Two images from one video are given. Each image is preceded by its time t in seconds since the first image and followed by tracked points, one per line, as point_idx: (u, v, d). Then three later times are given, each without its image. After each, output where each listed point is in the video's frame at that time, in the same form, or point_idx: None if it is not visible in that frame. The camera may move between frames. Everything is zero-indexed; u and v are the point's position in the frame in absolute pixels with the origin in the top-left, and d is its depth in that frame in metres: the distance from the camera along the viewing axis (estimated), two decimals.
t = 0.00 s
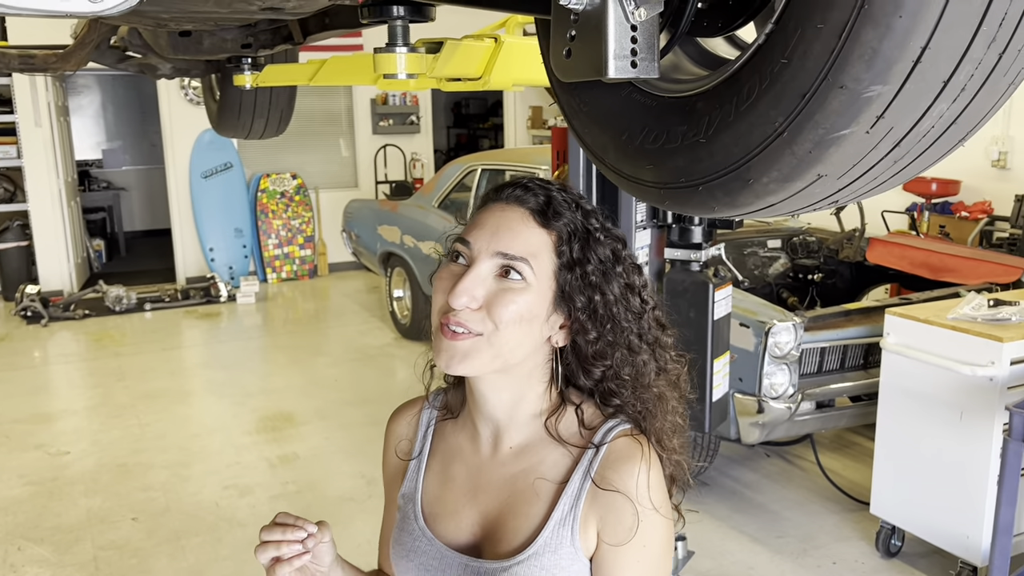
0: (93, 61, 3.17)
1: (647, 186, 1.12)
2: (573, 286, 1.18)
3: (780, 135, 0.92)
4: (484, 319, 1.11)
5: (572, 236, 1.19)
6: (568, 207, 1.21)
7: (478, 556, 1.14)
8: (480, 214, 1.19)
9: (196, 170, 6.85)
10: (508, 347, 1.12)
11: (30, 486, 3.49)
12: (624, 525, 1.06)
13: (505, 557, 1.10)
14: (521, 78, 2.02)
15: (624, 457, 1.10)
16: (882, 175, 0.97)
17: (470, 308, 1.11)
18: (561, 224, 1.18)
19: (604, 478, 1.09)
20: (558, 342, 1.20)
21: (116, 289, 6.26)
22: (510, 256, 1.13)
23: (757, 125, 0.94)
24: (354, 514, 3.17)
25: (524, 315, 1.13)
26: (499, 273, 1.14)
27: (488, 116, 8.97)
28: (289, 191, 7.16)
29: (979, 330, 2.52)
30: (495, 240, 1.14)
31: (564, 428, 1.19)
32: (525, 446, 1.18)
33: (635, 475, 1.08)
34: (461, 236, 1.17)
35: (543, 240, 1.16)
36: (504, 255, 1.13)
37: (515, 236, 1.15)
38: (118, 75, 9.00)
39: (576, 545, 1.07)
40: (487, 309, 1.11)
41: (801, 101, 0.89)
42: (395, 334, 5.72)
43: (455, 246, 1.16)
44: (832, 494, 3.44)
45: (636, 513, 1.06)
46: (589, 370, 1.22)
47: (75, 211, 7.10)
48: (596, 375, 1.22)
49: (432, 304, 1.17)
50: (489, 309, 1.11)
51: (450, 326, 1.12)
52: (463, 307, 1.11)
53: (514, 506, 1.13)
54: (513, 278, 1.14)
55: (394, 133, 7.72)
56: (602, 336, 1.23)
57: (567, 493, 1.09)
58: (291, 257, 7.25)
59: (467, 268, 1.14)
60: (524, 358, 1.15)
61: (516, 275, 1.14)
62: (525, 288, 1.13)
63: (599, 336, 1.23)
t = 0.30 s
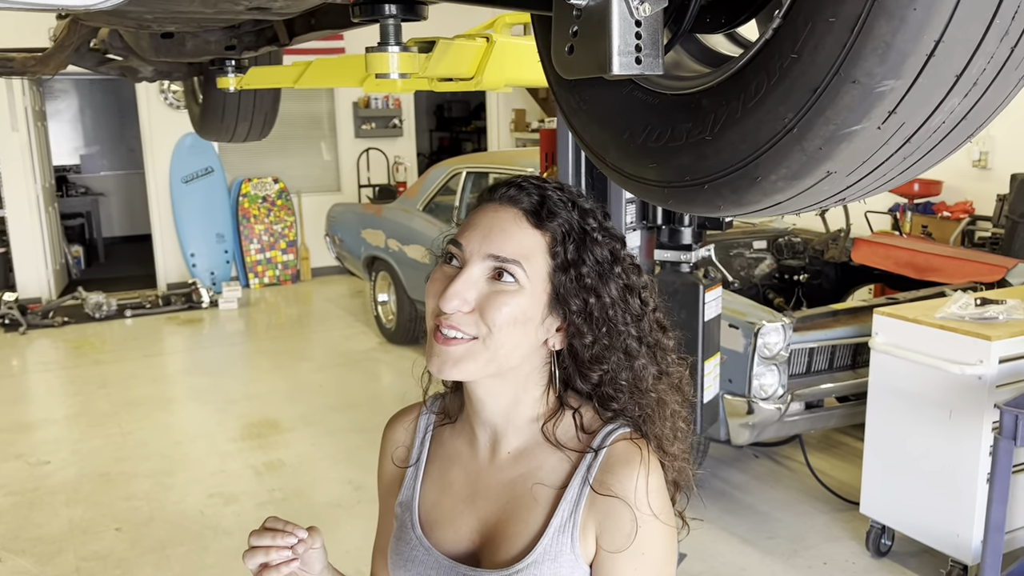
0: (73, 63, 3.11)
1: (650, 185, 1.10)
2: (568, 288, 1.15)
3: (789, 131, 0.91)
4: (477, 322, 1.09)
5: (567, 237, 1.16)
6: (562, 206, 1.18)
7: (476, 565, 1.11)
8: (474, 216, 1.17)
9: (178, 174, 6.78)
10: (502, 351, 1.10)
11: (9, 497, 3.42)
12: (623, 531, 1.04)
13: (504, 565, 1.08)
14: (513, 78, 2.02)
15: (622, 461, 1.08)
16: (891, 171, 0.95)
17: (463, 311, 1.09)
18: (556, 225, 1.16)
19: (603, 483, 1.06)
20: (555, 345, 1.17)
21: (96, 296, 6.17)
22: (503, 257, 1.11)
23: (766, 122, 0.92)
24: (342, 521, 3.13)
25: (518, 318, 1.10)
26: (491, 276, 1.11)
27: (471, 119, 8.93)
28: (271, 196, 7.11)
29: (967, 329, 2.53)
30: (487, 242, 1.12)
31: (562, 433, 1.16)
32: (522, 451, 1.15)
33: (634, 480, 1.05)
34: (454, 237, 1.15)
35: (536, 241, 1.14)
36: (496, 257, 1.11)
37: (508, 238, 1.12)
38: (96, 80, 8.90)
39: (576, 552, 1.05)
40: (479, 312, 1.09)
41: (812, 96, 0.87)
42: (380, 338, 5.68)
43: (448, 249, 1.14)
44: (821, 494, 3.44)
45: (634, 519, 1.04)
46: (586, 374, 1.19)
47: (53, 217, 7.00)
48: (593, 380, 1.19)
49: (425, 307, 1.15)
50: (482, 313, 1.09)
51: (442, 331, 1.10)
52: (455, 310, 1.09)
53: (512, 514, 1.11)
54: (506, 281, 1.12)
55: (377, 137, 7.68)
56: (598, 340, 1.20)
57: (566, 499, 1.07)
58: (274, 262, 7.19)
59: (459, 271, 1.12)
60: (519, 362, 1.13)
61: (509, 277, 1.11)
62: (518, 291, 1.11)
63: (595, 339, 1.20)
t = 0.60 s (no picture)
0: (51, 64, 3.06)
1: (655, 179, 1.08)
2: (577, 285, 1.13)
3: (802, 122, 0.89)
4: (489, 322, 1.07)
5: (576, 233, 1.14)
6: (569, 201, 1.16)
7: (480, 568, 1.09)
8: (479, 210, 1.15)
9: (155, 178, 6.70)
10: (514, 351, 1.08)
11: None
12: (631, 530, 1.02)
13: (509, 568, 1.06)
14: (505, 75, 2.04)
15: (630, 459, 1.06)
16: (902, 162, 0.94)
17: (474, 311, 1.07)
18: (566, 221, 1.14)
19: (610, 481, 1.05)
20: (562, 343, 1.15)
21: (73, 301, 6.08)
22: (513, 255, 1.09)
23: (777, 113, 0.91)
24: (329, 526, 3.09)
25: (530, 317, 1.09)
26: (502, 274, 1.09)
27: (451, 121, 8.90)
28: (250, 199, 7.04)
29: (954, 326, 2.54)
30: (498, 239, 1.10)
31: (569, 430, 1.14)
32: (528, 451, 1.13)
33: (642, 479, 1.04)
34: (460, 234, 1.13)
35: (547, 237, 1.12)
36: (508, 255, 1.09)
37: (519, 235, 1.10)
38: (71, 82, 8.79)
39: (584, 554, 1.03)
40: (491, 311, 1.07)
41: (826, 85, 0.86)
42: (363, 342, 5.64)
43: (456, 246, 1.11)
44: (809, 492, 3.44)
45: (643, 518, 1.02)
46: (592, 372, 1.17)
47: (29, 222, 6.89)
48: (599, 377, 1.18)
49: (430, 306, 1.12)
50: (494, 312, 1.07)
51: (452, 331, 1.08)
52: (467, 310, 1.07)
53: (517, 515, 1.09)
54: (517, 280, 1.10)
55: (357, 139, 7.64)
56: (606, 338, 1.18)
57: (573, 500, 1.05)
58: (254, 266, 7.12)
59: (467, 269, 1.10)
60: (528, 363, 1.11)
61: (521, 276, 1.10)
62: (529, 289, 1.09)
63: (602, 337, 1.18)
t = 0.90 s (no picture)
0: (26, 61, 3.01)
1: (652, 169, 1.07)
2: (605, 276, 1.16)
3: (802, 109, 0.89)
4: (527, 321, 1.06)
5: (600, 226, 1.15)
6: (591, 195, 1.15)
7: (481, 564, 1.08)
8: (501, 203, 1.11)
9: (130, 179, 6.60)
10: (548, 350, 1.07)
11: None
12: (632, 521, 1.01)
13: (509, 562, 1.04)
14: (493, 70, 2.06)
15: (632, 451, 1.05)
16: (901, 151, 0.94)
17: (512, 311, 1.05)
18: (594, 213, 1.14)
19: (613, 471, 1.04)
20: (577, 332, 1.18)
21: (48, 304, 5.98)
22: (548, 253, 1.07)
23: (776, 100, 0.90)
24: (311, 528, 3.06)
25: (562, 315, 1.08)
26: (535, 272, 1.08)
27: (429, 122, 8.85)
28: (227, 200, 6.98)
29: (935, 320, 2.55)
30: (533, 236, 1.07)
31: (574, 421, 1.14)
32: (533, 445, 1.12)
33: (645, 470, 1.03)
34: (486, 227, 1.09)
35: (576, 232, 1.12)
36: (543, 253, 1.07)
37: (551, 231, 1.09)
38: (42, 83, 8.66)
39: (587, 547, 1.02)
40: (529, 310, 1.06)
41: (827, 72, 0.86)
42: (343, 342, 5.60)
43: (483, 241, 1.08)
44: (792, 487, 3.45)
45: (646, 509, 1.01)
46: (609, 357, 1.21)
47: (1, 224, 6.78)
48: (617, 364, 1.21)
49: (452, 301, 1.09)
50: (532, 311, 1.06)
51: (487, 330, 1.06)
52: (506, 311, 1.05)
53: (519, 508, 1.07)
54: (549, 277, 1.09)
55: (335, 139, 7.59)
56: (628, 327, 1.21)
57: (575, 491, 1.04)
58: (232, 268, 7.04)
59: (500, 266, 1.07)
60: (549, 357, 1.11)
61: (554, 274, 1.09)
62: (562, 286, 1.09)
63: (625, 326, 1.21)
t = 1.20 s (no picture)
0: None
1: (638, 167, 1.06)
2: (592, 279, 1.15)
3: (790, 105, 0.89)
4: (515, 325, 1.05)
5: (590, 228, 1.14)
6: (582, 194, 1.14)
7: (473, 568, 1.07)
8: (491, 202, 1.10)
9: (104, 178, 6.50)
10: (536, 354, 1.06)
11: None
12: (628, 523, 1.01)
13: (503, 565, 1.03)
14: (473, 68, 2.05)
15: (627, 450, 1.05)
16: (887, 148, 0.94)
17: (500, 315, 1.04)
18: (582, 213, 1.13)
19: (607, 473, 1.03)
20: (564, 333, 1.17)
21: (20, 305, 5.88)
22: (538, 255, 1.07)
23: (764, 97, 0.90)
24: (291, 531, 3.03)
25: (551, 318, 1.08)
26: (525, 274, 1.07)
27: (407, 121, 8.79)
28: (204, 200, 6.92)
29: (913, 317, 2.57)
30: (522, 239, 1.06)
31: (566, 422, 1.13)
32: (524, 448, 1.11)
33: (640, 470, 1.02)
34: (475, 229, 1.08)
35: (564, 233, 1.11)
36: (531, 254, 1.06)
37: (540, 233, 1.08)
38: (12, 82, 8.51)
39: (581, 550, 1.01)
40: (517, 314, 1.05)
41: (815, 68, 0.86)
42: (322, 343, 5.56)
43: (472, 242, 1.07)
44: (771, 484, 3.46)
45: (641, 510, 1.01)
46: (597, 361, 1.20)
47: None
48: (604, 367, 1.20)
49: (441, 303, 1.08)
50: (520, 314, 1.05)
51: (475, 334, 1.05)
52: (493, 314, 1.04)
53: (512, 511, 1.07)
54: (538, 280, 1.08)
55: (313, 138, 7.54)
56: (615, 332, 1.20)
57: (569, 494, 1.04)
58: (208, 268, 6.97)
59: (489, 267, 1.06)
60: (539, 359, 1.10)
61: (544, 276, 1.08)
62: (551, 289, 1.08)
63: (612, 330, 1.20)
